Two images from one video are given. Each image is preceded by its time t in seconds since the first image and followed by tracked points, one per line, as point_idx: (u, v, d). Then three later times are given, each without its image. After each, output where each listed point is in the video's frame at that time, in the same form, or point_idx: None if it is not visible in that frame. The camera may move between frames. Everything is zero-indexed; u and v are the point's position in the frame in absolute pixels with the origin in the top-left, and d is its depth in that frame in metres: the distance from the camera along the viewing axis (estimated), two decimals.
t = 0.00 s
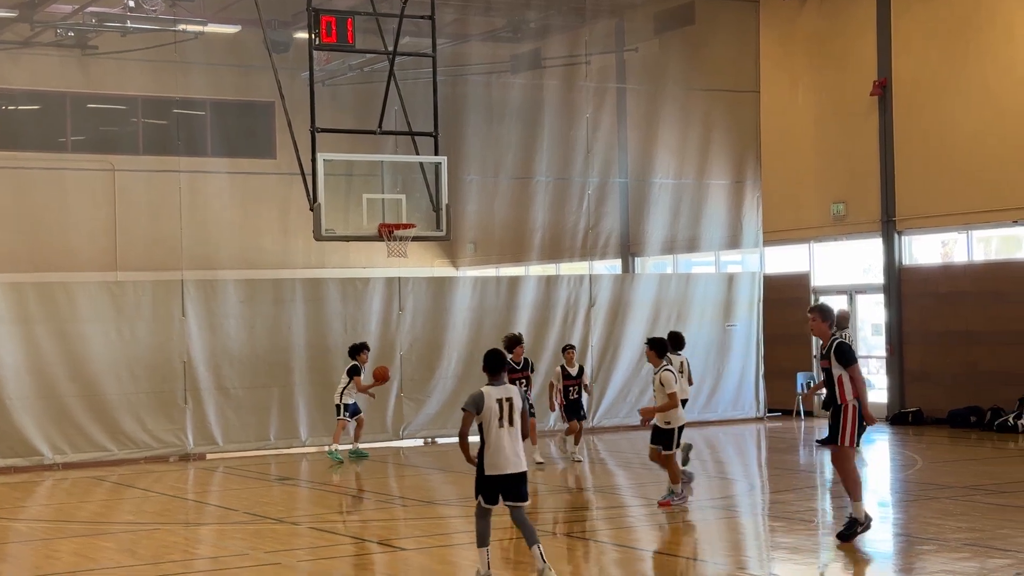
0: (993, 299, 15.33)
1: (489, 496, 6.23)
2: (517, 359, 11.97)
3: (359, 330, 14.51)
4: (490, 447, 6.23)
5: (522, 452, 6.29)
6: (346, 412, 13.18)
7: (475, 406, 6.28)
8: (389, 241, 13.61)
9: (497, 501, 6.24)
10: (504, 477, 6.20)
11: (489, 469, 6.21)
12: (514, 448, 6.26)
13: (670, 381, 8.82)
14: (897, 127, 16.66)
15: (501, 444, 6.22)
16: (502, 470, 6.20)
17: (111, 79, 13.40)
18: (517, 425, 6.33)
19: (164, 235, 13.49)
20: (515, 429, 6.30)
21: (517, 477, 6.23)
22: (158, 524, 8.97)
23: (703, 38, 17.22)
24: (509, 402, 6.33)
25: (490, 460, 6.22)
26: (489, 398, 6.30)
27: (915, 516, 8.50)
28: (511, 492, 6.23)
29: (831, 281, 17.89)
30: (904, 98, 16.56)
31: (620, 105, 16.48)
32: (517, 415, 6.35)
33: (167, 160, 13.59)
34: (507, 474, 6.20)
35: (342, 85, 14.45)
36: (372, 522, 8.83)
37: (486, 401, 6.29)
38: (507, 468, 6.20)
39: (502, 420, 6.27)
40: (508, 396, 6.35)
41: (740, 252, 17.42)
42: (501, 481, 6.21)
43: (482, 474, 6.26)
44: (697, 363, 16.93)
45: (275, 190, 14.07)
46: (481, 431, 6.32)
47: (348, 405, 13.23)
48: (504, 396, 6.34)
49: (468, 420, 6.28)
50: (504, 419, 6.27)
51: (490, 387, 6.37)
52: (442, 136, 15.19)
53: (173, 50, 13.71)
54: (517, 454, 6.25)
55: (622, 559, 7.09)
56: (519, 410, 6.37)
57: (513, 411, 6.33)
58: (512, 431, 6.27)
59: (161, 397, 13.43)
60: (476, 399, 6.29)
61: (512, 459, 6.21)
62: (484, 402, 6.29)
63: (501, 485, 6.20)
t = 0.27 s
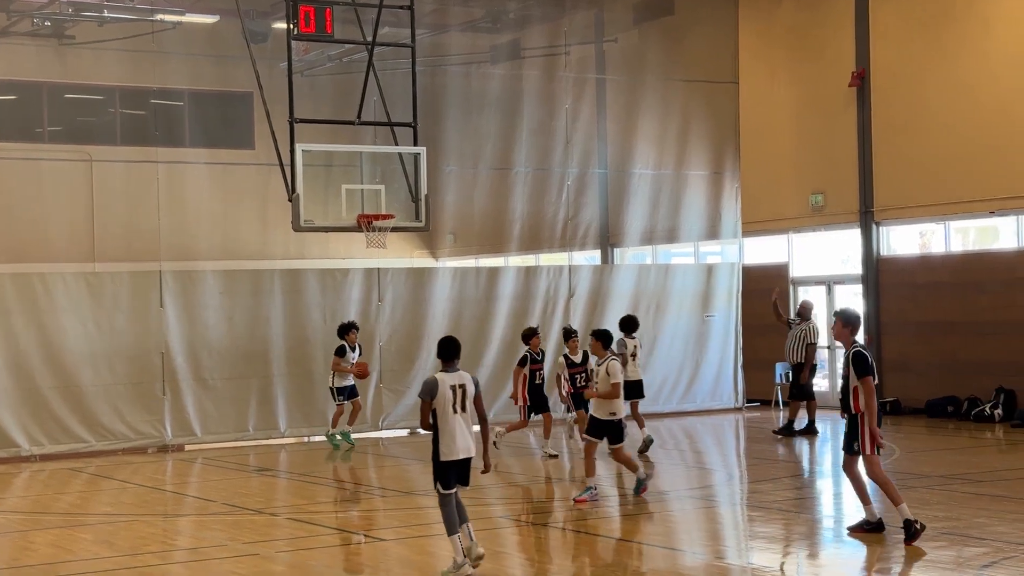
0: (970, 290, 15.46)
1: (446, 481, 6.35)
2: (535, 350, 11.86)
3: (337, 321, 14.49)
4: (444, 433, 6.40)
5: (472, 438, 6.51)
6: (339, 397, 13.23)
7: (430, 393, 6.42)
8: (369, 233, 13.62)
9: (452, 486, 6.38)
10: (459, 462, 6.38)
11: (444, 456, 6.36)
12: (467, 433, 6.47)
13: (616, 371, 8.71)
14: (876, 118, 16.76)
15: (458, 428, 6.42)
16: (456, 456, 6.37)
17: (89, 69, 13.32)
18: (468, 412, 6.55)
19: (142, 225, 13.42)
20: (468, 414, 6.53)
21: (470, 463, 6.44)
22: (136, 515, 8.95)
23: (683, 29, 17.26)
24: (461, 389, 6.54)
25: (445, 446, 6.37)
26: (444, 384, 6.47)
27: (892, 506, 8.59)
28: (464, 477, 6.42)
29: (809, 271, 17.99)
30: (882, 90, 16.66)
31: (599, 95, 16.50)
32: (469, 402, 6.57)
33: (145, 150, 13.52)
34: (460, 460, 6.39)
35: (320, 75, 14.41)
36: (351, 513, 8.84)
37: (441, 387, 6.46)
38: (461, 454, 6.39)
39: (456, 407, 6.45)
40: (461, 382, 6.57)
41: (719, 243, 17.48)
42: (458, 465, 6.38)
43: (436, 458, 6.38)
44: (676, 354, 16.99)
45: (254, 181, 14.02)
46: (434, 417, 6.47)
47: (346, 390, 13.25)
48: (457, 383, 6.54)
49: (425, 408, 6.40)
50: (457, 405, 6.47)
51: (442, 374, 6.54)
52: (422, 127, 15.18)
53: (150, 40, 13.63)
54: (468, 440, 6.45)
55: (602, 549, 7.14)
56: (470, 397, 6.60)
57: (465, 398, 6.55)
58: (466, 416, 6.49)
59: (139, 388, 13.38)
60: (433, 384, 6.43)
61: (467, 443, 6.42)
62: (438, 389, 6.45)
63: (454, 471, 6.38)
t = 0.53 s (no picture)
0: (944, 279, 15.60)
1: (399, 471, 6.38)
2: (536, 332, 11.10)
3: (313, 310, 14.45)
4: (399, 424, 6.40)
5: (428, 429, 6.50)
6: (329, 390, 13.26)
7: (387, 384, 6.41)
8: (344, 222, 13.78)
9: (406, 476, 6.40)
10: (412, 454, 6.39)
11: (398, 446, 6.37)
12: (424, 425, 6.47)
13: (560, 354, 8.93)
14: (851, 108, 16.86)
15: (414, 420, 6.41)
16: (410, 447, 6.38)
17: (62, 57, 13.22)
18: (426, 404, 6.53)
19: (117, 215, 13.34)
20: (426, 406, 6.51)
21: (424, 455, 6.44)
22: (110, 505, 8.91)
23: (659, 19, 17.30)
24: (419, 380, 6.51)
25: (399, 437, 6.38)
26: (401, 375, 6.46)
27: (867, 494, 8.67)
28: (417, 468, 6.43)
29: (785, 260, 18.07)
30: (857, 80, 16.77)
31: (575, 85, 16.52)
32: (427, 393, 6.55)
33: (119, 139, 13.45)
34: (414, 451, 6.40)
35: (296, 64, 14.34)
36: (327, 503, 8.84)
37: (398, 378, 6.45)
38: (415, 445, 6.39)
39: (413, 398, 6.44)
40: (420, 374, 6.54)
41: (695, 233, 17.56)
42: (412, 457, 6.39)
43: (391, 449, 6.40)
44: (652, 343, 17.06)
45: (229, 170, 13.95)
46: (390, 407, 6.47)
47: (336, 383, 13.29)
48: (415, 374, 6.52)
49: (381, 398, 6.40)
50: (414, 397, 6.45)
51: (400, 365, 6.53)
52: (397, 116, 15.16)
53: (124, 28, 13.54)
54: (423, 432, 6.44)
55: (578, 537, 7.17)
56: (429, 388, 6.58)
57: (424, 389, 6.53)
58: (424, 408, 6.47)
59: (114, 378, 13.32)
60: (389, 376, 6.42)
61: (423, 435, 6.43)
62: (395, 380, 6.43)
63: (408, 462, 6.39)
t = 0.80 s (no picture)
0: (917, 267, 15.74)
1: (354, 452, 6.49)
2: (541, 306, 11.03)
3: (288, 299, 14.41)
4: (355, 408, 6.51)
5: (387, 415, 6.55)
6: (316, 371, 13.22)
7: (345, 368, 6.55)
8: (318, 210, 13.77)
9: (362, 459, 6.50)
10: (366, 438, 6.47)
11: (353, 430, 6.48)
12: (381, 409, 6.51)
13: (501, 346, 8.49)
14: (825, 97, 16.96)
15: (368, 405, 6.48)
16: (364, 432, 6.46)
17: (32, 44, 13.10)
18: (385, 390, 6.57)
19: (89, 203, 13.24)
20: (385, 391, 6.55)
21: (380, 440, 6.49)
22: (83, 494, 8.88)
23: (634, 7, 17.31)
24: (378, 366, 6.57)
25: (354, 421, 6.49)
26: (359, 360, 6.57)
27: (840, 481, 8.76)
28: (374, 453, 6.49)
29: (759, 249, 18.16)
30: (831, 69, 16.86)
31: (550, 73, 16.52)
32: (387, 379, 6.59)
33: (91, 127, 13.34)
34: (369, 436, 6.47)
35: (269, 51, 14.26)
36: (302, 491, 8.84)
37: (356, 364, 6.56)
38: (368, 430, 6.46)
39: (369, 384, 6.51)
40: (380, 360, 6.59)
41: (671, 221, 17.61)
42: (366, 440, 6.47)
43: (348, 433, 6.53)
44: (627, 331, 17.12)
45: (202, 158, 13.87)
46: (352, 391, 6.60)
47: (321, 367, 13.22)
48: (376, 360, 6.58)
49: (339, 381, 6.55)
50: (371, 382, 6.52)
51: (362, 351, 6.62)
52: (372, 103, 15.12)
53: (95, 15, 13.42)
54: (379, 417, 6.49)
55: (553, 525, 7.20)
56: (390, 375, 6.60)
57: (383, 376, 6.58)
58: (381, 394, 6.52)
59: (87, 367, 13.24)
60: (346, 360, 6.55)
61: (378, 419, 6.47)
62: (353, 364, 6.55)
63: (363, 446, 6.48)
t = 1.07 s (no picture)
0: (889, 254, 15.89)
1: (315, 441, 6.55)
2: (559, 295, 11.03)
3: (261, 286, 14.35)
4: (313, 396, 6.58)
5: (346, 402, 6.57)
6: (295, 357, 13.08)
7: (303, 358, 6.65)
8: (290, 197, 13.78)
9: (324, 446, 6.56)
10: (324, 426, 6.51)
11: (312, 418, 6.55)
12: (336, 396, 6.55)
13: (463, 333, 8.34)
14: (797, 85, 17.05)
15: (323, 393, 6.53)
16: (322, 419, 6.51)
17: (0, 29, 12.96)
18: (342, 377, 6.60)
19: (59, 190, 13.14)
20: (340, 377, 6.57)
21: (338, 427, 6.52)
22: (54, 483, 8.84)
23: None
24: (334, 354, 6.60)
25: (313, 409, 6.55)
26: (315, 349, 6.63)
27: (812, 467, 8.85)
28: (334, 440, 6.53)
29: (732, 236, 18.26)
30: (803, 58, 16.96)
31: (523, 61, 16.52)
32: (343, 366, 6.60)
33: (61, 113, 13.22)
34: (327, 423, 6.51)
35: (242, 38, 14.18)
36: (276, 479, 8.84)
37: (312, 352, 6.62)
38: (324, 417, 6.51)
39: (324, 371, 6.56)
40: (336, 347, 6.62)
41: (644, 209, 17.67)
42: (324, 427, 6.52)
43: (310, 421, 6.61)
44: (601, 319, 17.17)
45: (174, 145, 13.78)
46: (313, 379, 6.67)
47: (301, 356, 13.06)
48: (331, 348, 6.62)
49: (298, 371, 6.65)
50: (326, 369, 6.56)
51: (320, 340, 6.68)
52: (345, 90, 15.08)
53: None
54: (336, 404, 6.52)
55: (528, 513, 7.25)
56: (346, 362, 6.61)
57: (340, 362, 6.60)
58: (336, 380, 6.55)
59: (58, 355, 13.15)
60: (304, 350, 6.65)
61: (332, 405, 6.51)
62: (310, 353, 6.63)
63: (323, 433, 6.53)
